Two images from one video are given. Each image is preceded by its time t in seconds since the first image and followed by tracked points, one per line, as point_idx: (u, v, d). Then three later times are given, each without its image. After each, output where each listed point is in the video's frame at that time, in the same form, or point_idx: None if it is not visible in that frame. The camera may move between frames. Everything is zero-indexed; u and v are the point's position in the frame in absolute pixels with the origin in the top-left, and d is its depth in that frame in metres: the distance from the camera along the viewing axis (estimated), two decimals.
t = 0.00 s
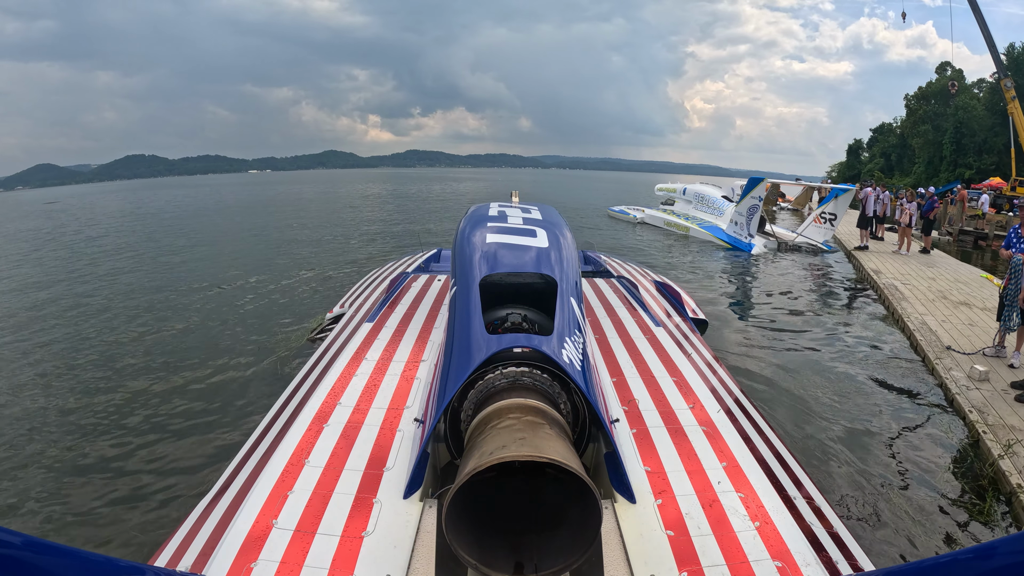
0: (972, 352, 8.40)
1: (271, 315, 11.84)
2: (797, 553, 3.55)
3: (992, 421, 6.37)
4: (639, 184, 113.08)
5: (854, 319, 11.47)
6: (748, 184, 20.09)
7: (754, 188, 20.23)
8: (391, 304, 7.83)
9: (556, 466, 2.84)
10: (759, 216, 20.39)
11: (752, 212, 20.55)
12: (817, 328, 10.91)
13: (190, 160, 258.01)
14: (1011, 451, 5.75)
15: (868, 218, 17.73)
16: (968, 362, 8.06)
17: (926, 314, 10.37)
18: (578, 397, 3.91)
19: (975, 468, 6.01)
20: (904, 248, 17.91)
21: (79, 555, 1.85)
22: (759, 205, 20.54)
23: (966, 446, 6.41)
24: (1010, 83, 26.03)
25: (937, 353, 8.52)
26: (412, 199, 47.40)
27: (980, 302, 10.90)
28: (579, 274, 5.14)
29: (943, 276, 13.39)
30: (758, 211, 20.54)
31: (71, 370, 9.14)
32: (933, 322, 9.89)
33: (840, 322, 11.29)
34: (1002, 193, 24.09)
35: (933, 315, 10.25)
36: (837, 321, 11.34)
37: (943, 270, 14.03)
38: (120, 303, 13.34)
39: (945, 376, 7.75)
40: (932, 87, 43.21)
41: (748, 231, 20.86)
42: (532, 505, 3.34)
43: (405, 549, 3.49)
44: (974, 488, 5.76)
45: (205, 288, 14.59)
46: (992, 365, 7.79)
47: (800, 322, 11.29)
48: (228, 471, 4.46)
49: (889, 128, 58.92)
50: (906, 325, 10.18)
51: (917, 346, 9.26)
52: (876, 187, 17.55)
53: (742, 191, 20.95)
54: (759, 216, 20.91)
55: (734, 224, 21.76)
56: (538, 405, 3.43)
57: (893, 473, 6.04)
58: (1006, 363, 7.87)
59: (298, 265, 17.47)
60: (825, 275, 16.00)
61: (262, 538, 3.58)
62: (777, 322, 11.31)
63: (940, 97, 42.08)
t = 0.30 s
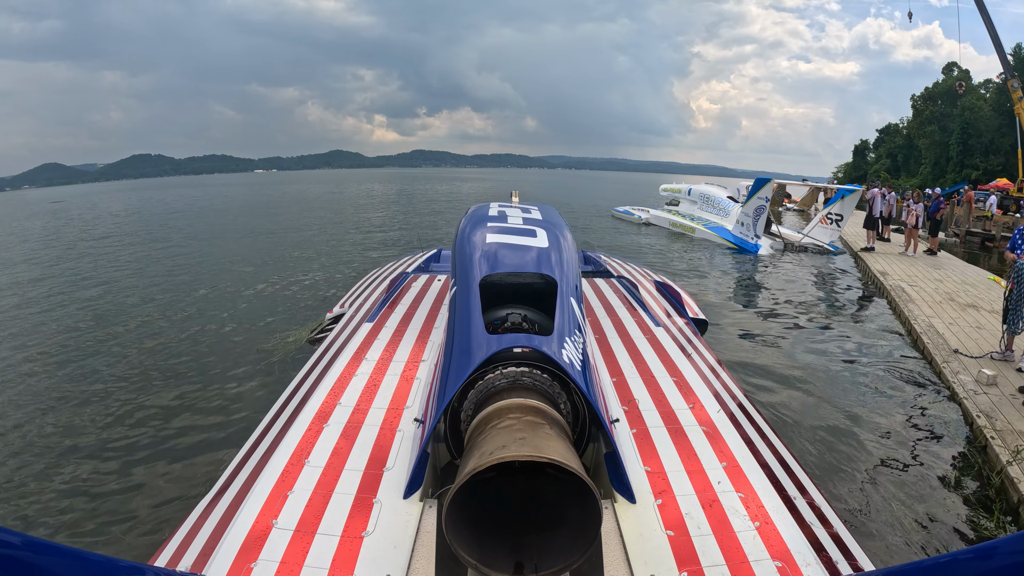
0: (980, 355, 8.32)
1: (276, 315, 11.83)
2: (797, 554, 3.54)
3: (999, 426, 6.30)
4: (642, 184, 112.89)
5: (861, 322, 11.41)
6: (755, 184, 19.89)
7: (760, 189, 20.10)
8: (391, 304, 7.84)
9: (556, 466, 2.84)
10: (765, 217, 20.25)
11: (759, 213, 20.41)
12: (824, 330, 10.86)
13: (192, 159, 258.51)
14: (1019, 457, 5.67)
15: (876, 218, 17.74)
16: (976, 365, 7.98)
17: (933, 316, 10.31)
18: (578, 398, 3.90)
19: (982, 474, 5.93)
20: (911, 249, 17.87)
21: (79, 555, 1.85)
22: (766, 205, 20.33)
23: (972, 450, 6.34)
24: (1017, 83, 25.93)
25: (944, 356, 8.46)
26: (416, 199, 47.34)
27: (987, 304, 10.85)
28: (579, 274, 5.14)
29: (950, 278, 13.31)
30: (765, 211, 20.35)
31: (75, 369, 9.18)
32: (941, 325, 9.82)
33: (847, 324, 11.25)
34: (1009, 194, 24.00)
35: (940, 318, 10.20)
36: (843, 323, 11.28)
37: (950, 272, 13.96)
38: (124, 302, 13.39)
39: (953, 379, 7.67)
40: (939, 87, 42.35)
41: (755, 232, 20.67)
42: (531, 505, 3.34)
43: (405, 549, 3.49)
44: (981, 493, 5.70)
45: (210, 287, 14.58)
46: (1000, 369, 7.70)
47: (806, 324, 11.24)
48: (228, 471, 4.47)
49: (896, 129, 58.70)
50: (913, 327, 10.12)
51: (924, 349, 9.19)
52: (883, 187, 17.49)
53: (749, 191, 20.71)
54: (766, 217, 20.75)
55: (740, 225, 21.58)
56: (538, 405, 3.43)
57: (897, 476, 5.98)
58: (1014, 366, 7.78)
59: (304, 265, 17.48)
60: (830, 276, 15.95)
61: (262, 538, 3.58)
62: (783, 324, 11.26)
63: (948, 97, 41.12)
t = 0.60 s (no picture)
0: (987, 357, 8.25)
1: (281, 315, 11.85)
2: (797, 553, 3.54)
3: (1007, 431, 6.22)
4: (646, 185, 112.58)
5: (866, 323, 11.35)
6: (762, 185, 20.03)
7: (767, 189, 20.14)
8: (391, 304, 7.84)
9: (556, 466, 2.84)
10: (772, 217, 20.30)
11: (765, 213, 20.49)
12: (829, 331, 10.81)
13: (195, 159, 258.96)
14: None
15: (883, 219, 17.67)
16: (983, 368, 7.91)
17: (940, 318, 10.24)
18: (579, 398, 3.90)
19: (990, 483, 5.84)
20: (917, 250, 17.76)
21: (78, 555, 1.85)
22: (773, 206, 20.43)
23: (979, 457, 6.25)
24: None
25: (950, 358, 8.38)
26: (419, 199, 47.26)
27: (994, 306, 10.78)
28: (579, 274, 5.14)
29: (957, 280, 13.22)
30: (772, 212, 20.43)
31: (78, 368, 9.23)
32: (947, 326, 9.76)
33: (852, 326, 11.20)
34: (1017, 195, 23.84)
35: (947, 319, 10.13)
36: (849, 325, 11.23)
37: (957, 274, 13.88)
38: (128, 301, 13.45)
39: (960, 384, 7.56)
40: (945, 87, 41.74)
41: (761, 233, 20.77)
42: (531, 506, 3.34)
43: (405, 549, 3.49)
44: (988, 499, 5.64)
45: (215, 287, 14.60)
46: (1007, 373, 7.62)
47: (811, 325, 11.19)
48: (228, 471, 4.48)
49: (901, 129, 58.36)
50: (920, 329, 10.05)
51: (930, 351, 9.13)
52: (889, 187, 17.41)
53: (755, 191, 20.87)
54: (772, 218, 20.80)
55: (747, 226, 21.73)
56: (538, 405, 3.42)
57: (901, 482, 5.92)
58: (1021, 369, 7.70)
59: (308, 265, 17.47)
60: (836, 278, 15.87)
61: (261, 538, 3.59)
62: (788, 325, 11.21)
63: (954, 98, 40.44)
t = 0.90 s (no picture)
0: (993, 360, 8.19)
1: (284, 315, 11.85)
2: (797, 554, 3.53)
3: (1014, 436, 6.15)
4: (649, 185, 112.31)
5: (872, 325, 11.29)
6: (767, 186, 20.00)
7: (773, 190, 20.10)
8: (391, 304, 7.84)
9: (556, 466, 2.84)
10: (777, 218, 20.24)
11: (770, 214, 20.45)
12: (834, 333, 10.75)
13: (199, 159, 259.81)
14: None
15: (889, 220, 17.61)
16: (989, 371, 7.83)
17: (946, 320, 10.18)
18: (578, 398, 3.90)
19: (996, 490, 5.75)
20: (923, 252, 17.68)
21: (79, 555, 1.86)
22: (778, 206, 20.38)
23: (985, 463, 6.17)
24: None
25: (956, 361, 8.30)
26: (423, 199, 47.23)
27: (1001, 309, 10.72)
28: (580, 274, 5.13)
29: (964, 282, 13.14)
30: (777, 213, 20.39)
31: (80, 367, 9.25)
32: (954, 329, 9.69)
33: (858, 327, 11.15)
34: None
35: (953, 322, 10.06)
36: (854, 327, 11.17)
37: (963, 276, 13.80)
38: (130, 301, 13.48)
39: (965, 388, 7.46)
40: (951, 88, 41.42)
41: (766, 234, 20.72)
42: (530, 506, 3.34)
43: (405, 549, 3.50)
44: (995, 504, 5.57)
45: (219, 287, 14.62)
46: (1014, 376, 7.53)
47: (815, 327, 11.15)
48: (228, 471, 4.49)
49: (907, 130, 58.10)
50: (926, 331, 9.98)
51: (936, 354, 9.06)
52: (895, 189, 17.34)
53: (761, 192, 20.82)
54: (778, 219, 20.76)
55: (752, 226, 21.60)
56: (538, 405, 3.42)
57: (905, 487, 5.85)
58: None
59: (312, 265, 17.46)
60: (841, 279, 15.80)
61: (262, 538, 3.60)
62: (793, 326, 11.16)
63: (961, 99, 40.13)
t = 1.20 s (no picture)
0: (1002, 364, 8.11)
1: (288, 314, 11.88)
2: (797, 553, 3.53)
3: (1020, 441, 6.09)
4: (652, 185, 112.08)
5: (877, 327, 11.25)
6: (773, 187, 19.98)
7: (779, 191, 20.05)
8: (391, 304, 7.85)
9: (556, 466, 2.84)
10: (784, 219, 20.25)
11: (776, 215, 20.41)
12: (838, 335, 10.71)
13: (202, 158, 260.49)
14: None
15: (895, 222, 17.59)
16: (995, 375, 7.77)
17: (951, 323, 10.13)
18: (578, 398, 3.89)
19: (1003, 496, 5.69)
20: (928, 254, 17.60)
21: (79, 555, 1.87)
22: (783, 207, 20.34)
23: (991, 469, 6.11)
24: None
25: (962, 365, 8.21)
26: (426, 198, 47.23)
27: (1006, 311, 10.66)
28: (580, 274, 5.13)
29: (969, 284, 13.08)
30: (782, 214, 20.35)
31: (83, 366, 9.29)
32: (960, 332, 9.65)
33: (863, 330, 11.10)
34: None
35: (959, 325, 10.02)
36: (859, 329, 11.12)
37: (968, 278, 13.75)
38: (134, 299, 13.55)
39: (971, 392, 7.37)
40: (957, 89, 41.17)
41: (772, 235, 20.70)
42: (530, 505, 3.34)
43: (405, 549, 3.50)
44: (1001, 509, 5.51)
45: (222, 286, 14.65)
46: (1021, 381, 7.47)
47: (820, 329, 11.10)
48: (228, 471, 4.50)
49: (912, 131, 57.83)
50: (931, 334, 9.94)
51: (942, 357, 9.01)
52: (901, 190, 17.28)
53: (766, 193, 20.76)
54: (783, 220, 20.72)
55: (757, 228, 21.61)
56: (538, 405, 3.42)
57: (909, 492, 5.80)
58: None
59: (317, 265, 17.48)
60: (845, 281, 15.75)
61: (262, 538, 3.61)
62: (797, 328, 11.12)
63: (966, 100, 39.93)
